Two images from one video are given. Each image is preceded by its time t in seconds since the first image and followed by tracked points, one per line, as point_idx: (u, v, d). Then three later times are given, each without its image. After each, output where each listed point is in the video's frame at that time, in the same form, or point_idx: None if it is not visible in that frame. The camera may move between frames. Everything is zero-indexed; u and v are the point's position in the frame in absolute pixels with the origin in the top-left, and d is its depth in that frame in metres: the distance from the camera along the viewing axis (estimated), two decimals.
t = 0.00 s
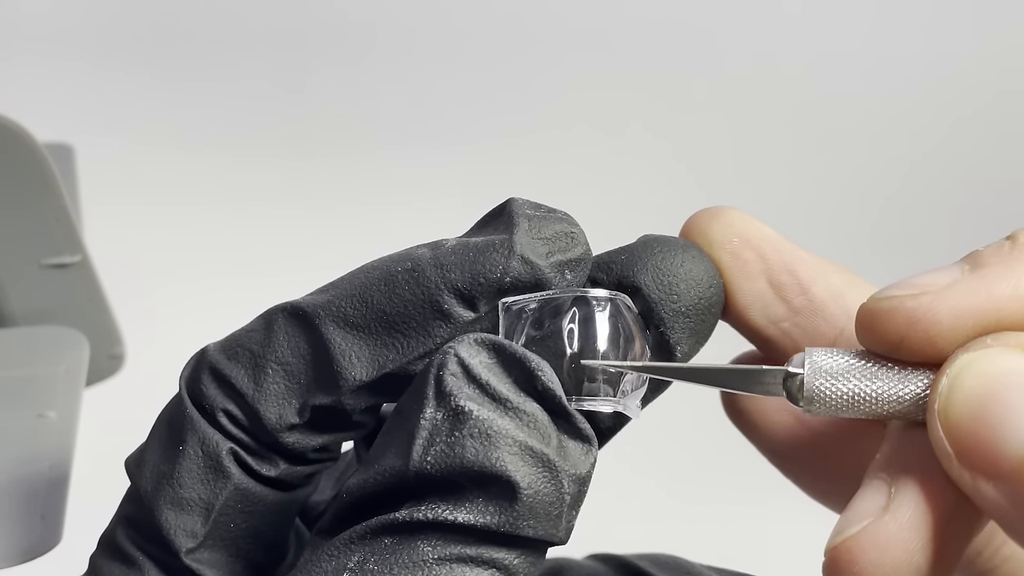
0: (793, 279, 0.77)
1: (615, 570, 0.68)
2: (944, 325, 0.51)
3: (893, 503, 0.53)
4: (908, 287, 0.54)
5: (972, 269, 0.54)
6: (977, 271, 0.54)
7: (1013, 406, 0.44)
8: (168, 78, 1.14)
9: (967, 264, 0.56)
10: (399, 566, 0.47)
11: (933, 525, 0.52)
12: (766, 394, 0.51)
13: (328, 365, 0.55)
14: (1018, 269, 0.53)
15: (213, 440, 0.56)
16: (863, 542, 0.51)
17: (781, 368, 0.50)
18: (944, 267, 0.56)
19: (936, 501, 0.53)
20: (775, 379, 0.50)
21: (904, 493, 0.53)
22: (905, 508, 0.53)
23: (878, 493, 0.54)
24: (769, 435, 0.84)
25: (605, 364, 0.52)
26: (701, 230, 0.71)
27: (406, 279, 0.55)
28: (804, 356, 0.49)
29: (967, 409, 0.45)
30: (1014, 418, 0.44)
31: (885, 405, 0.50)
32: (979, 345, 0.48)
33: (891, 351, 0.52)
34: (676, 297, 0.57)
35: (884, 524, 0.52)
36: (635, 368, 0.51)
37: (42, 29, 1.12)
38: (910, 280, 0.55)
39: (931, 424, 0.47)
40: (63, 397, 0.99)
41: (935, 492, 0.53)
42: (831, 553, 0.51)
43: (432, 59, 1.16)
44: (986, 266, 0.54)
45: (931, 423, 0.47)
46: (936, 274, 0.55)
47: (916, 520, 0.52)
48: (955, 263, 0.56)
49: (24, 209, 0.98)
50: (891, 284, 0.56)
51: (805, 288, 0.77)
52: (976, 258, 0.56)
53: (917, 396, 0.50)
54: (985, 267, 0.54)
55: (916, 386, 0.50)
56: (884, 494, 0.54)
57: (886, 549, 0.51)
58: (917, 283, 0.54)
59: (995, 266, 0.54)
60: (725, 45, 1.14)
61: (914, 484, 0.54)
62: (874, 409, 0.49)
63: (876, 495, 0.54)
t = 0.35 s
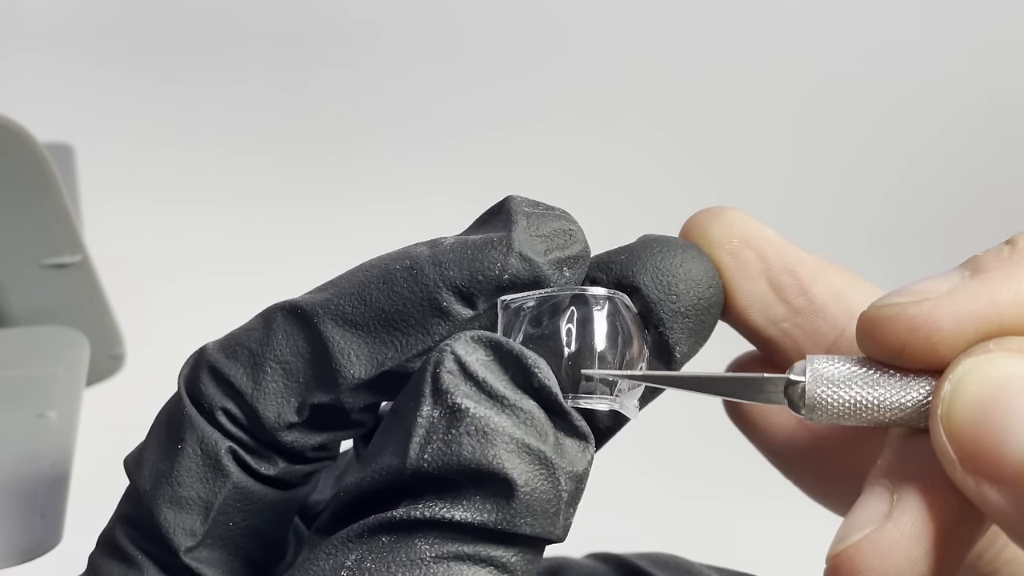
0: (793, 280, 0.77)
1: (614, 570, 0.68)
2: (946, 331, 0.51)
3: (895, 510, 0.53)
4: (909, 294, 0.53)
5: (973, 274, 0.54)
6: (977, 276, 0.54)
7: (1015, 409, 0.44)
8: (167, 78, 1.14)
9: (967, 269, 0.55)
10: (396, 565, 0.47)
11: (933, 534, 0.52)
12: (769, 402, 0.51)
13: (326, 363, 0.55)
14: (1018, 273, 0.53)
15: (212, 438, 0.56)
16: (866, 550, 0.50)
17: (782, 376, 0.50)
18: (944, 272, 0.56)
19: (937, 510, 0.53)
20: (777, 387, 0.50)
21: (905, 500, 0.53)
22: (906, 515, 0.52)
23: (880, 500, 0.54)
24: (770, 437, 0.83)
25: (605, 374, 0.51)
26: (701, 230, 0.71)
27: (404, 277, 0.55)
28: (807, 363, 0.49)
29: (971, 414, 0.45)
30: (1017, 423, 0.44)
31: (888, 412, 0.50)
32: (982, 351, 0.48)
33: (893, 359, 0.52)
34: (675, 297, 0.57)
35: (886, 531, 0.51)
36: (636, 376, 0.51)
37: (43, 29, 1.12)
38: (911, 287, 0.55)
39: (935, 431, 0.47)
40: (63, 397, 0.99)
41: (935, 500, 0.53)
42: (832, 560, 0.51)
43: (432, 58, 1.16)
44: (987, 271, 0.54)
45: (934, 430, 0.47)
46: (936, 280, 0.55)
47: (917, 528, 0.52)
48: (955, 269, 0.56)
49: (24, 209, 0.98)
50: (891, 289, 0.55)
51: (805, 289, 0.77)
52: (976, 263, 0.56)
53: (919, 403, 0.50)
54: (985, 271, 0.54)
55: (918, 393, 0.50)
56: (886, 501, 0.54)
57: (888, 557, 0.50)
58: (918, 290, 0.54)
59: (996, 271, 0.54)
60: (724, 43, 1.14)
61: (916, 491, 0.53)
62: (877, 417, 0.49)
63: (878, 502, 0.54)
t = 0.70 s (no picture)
0: (795, 278, 0.77)
1: (616, 570, 0.67)
2: (950, 307, 0.51)
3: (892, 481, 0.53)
4: (914, 269, 0.53)
5: (979, 251, 0.54)
6: (983, 254, 0.54)
7: (1014, 392, 0.44)
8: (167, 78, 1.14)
9: (973, 246, 0.55)
10: (399, 565, 0.47)
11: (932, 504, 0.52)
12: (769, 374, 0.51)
13: (329, 363, 0.55)
14: None
15: (214, 438, 0.56)
16: (860, 523, 0.51)
17: (782, 347, 0.50)
18: (950, 249, 0.56)
19: (934, 482, 0.53)
20: (777, 359, 0.50)
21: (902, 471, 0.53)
22: (903, 487, 0.52)
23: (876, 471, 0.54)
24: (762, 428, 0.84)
25: (604, 338, 0.52)
26: (704, 228, 0.71)
27: (407, 276, 0.55)
28: (808, 335, 0.49)
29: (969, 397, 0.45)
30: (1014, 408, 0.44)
31: (888, 386, 0.49)
32: (984, 332, 0.48)
33: (894, 332, 0.52)
34: (678, 296, 0.57)
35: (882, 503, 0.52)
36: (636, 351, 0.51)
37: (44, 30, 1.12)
38: (917, 262, 0.55)
39: (934, 409, 0.47)
40: (64, 397, 0.99)
41: (933, 472, 0.53)
42: (827, 532, 0.52)
43: (433, 59, 1.15)
44: (992, 248, 0.54)
45: (933, 408, 0.47)
46: (942, 256, 0.55)
47: (915, 500, 0.52)
48: (962, 245, 0.56)
49: (23, 208, 0.98)
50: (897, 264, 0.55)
51: (808, 287, 0.77)
52: (982, 241, 0.55)
53: (920, 378, 0.50)
54: (991, 248, 0.54)
55: (920, 368, 0.50)
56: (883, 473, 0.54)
57: (884, 529, 0.51)
58: (923, 265, 0.54)
59: (1001, 248, 0.54)
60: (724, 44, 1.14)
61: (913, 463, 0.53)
62: (876, 391, 0.49)
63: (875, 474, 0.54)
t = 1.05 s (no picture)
0: (794, 279, 0.77)
1: (614, 569, 0.67)
2: (947, 322, 0.51)
3: (893, 499, 0.53)
4: (912, 283, 0.53)
5: (975, 265, 0.54)
6: (980, 267, 0.53)
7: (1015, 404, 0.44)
8: (166, 78, 1.14)
9: (970, 260, 0.55)
10: (395, 563, 0.47)
11: (933, 522, 0.52)
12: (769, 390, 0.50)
13: (326, 362, 0.55)
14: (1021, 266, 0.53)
15: (211, 437, 0.56)
16: (864, 540, 0.50)
17: (781, 364, 0.49)
18: (946, 263, 0.55)
19: (936, 498, 0.52)
20: (776, 376, 0.49)
21: (903, 488, 0.53)
22: (904, 504, 0.52)
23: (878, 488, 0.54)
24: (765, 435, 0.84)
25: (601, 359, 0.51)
26: (703, 228, 0.71)
27: (404, 274, 0.55)
28: (807, 352, 0.49)
29: (971, 407, 0.45)
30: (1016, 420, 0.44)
31: (887, 402, 0.49)
32: (983, 344, 0.47)
33: (891, 347, 0.51)
34: (677, 296, 0.57)
35: (884, 520, 0.51)
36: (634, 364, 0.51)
37: (44, 30, 1.12)
38: (915, 276, 0.54)
39: (934, 422, 0.47)
40: (65, 397, 0.99)
41: (935, 489, 0.53)
42: (829, 550, 0.51)
43: (432, 59, 1.15)
44: (988, 261, 0.54)
45: (933, 421, 0.47)
46: (937, 271, 0.54)
47: (916, 517, 0.52)
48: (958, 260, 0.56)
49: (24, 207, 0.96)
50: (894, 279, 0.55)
51: (806, 287, 0.77)
52: (978, 255, 0.55)
53: (918, 393, 0.49)
54: (987, 263, 0.54)
55: (918, 383, 0.50)
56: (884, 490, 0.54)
57: (888, 546, 0.50)
58: (920, 279, 0.53)
59: (997, 261, 0.54)
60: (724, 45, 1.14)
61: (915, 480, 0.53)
62: (875, 406, 0.49)
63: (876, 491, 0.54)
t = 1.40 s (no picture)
0: (793, 278, 0.77)
1: (615, 570, 0.67)
2: (951, 328, 0.50)
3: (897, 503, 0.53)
4: (915, 288, 0.53)
5: (978, 269, 0.54)
6: (982, 271, 0.53)
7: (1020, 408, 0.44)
8: (166, 79, 1.14)
9: (972, 263, 0.55)
10: (393, 563, 0.47)
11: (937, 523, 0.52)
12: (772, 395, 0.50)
13: (326, 361, 0.55)
14: None
15: (211, 437, 0.56)
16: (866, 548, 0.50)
17: (784, 370, 0.49)
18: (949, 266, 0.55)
19: (939, 499, 0.52)
20: (779, 382, 0.49)
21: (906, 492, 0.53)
22: (908, 509, 0.52)
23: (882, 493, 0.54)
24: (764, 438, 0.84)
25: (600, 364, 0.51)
26: (702, 227, 0.71)
27: (404, 273, 0.55)
28: (810, 358, 0.49)
29: (979, 411, 0.45)
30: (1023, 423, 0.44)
31: (890, 407, 0.49)
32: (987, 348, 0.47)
33: (895, 353, 0.51)
34: (676, 295, 0.57)
35: (887, 526, 0.51)
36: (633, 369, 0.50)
37: (44, 30, 1.12)
38: (917, 280, 0.54)
39: (942, 428, 0.46)
40: (64, 396, 0.98)
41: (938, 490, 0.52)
42: (833, 558, 0.51)
43: (432, 59, 1.15)
44: (991, 265, 0.53)
45: (940, 427, 0.47)
46: (941, 275, 0.54)
47: (919, 520, 0.52)
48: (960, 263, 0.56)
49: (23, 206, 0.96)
50: (897, 283, 0.55)
51: (805, 287, 0.77)
52: (981, 258, 0.55)
53: (921, 399, 0.50)
54: (989, 266, 0.53)
55: (921, 389, 0.50)
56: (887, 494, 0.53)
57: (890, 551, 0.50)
58: (923, 284, 0.53)
59: (1000, 265, 0.53)
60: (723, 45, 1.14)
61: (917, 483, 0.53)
62: (878, 412, 0.49)
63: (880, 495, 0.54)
